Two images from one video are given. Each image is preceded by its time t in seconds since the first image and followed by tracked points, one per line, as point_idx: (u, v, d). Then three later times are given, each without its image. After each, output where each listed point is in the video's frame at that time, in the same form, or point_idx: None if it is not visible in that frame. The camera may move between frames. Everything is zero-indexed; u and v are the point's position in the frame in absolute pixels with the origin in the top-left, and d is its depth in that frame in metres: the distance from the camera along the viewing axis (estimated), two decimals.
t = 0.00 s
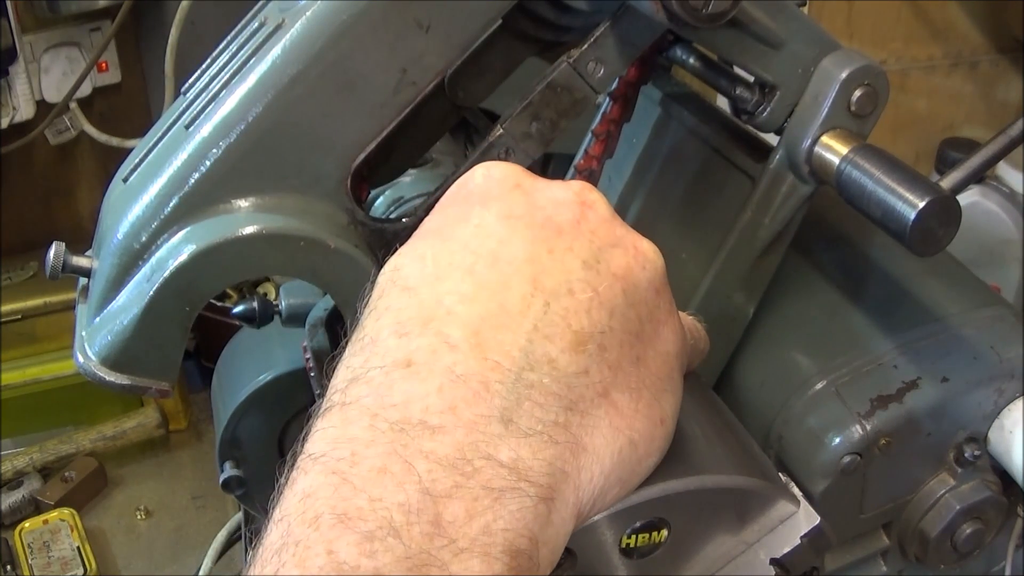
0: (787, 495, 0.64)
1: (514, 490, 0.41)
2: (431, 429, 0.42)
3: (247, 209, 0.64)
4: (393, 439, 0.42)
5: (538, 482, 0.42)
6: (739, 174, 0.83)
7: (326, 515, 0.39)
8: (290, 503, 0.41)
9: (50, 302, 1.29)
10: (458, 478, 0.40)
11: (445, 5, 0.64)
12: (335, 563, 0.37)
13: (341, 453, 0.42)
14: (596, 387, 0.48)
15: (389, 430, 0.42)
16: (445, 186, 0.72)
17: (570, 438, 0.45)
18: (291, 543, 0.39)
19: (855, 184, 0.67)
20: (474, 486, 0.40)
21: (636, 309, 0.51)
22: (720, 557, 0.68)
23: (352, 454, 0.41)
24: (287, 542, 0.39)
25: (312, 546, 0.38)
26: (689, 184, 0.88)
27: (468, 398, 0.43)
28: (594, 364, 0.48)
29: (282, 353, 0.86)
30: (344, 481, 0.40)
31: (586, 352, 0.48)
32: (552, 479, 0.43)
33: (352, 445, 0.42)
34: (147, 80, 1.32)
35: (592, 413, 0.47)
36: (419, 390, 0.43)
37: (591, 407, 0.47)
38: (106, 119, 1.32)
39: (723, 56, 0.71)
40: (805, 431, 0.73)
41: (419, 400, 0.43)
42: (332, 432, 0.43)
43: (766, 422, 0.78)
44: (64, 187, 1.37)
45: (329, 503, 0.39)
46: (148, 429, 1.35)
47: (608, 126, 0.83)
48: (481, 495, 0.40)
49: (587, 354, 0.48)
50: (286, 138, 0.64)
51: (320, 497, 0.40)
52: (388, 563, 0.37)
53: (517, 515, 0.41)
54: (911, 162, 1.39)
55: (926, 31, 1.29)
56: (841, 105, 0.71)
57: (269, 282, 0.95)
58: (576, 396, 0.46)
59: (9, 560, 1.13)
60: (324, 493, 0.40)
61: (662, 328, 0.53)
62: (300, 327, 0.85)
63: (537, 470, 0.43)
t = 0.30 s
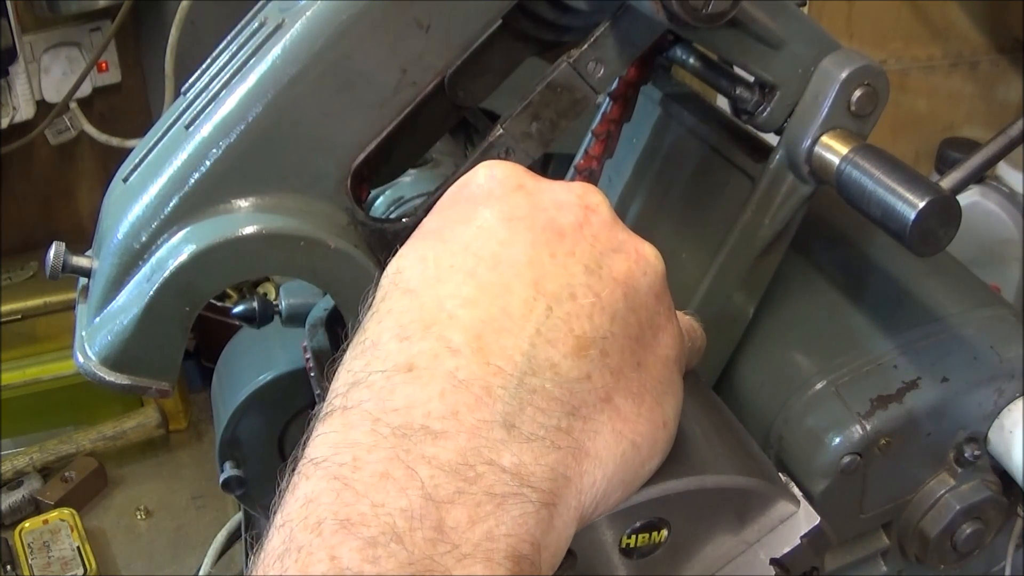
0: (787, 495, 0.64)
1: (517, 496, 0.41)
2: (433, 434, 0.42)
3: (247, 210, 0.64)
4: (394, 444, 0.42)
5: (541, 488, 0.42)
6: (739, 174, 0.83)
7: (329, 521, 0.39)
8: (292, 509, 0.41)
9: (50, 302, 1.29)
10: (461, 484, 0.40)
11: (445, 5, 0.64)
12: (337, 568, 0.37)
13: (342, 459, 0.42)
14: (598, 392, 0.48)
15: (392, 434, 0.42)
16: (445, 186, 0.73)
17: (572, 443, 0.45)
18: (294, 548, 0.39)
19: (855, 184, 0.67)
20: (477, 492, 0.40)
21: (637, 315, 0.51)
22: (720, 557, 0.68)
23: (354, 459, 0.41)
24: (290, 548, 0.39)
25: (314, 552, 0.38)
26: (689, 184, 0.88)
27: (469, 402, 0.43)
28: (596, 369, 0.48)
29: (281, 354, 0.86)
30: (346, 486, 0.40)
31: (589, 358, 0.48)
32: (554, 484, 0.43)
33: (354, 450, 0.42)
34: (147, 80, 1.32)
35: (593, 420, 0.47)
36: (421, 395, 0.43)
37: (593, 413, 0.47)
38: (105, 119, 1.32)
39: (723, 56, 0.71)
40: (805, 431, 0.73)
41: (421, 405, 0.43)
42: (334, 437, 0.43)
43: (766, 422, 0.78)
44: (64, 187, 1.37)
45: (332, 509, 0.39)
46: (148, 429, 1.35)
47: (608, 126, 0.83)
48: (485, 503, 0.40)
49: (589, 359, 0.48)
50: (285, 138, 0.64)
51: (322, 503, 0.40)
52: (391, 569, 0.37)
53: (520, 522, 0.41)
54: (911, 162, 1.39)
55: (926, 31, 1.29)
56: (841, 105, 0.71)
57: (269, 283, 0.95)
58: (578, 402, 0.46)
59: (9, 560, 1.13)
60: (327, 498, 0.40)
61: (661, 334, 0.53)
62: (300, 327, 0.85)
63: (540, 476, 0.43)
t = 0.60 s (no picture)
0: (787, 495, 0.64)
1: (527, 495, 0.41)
2: (446, 435, 0.42)
3: (247, 210, 0.64)
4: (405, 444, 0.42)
5: (554, 489, 0.42)
6: (739, 174, 0.83)
7: (341, 524, 0.39)
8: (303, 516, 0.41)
9: (49, 302, 1.29)
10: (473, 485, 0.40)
11: (445, 5, 0.64)
12: (351, 572, 0.37)
13: (352, 462, 0.42)
14: (607, 394, 0.48)
15: (403, 436, 0.42)
16: (445, 186, 0.72)
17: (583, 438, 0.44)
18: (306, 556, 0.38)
19: (855, 184, 0.67)
20: (491, 493, 0.40)
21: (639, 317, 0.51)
22: (720, 557, 0.67)
23: (366, 461, 0.41)
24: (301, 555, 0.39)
25: (327, 556, 0.38)
26: (689, 184, 0.88)
27: (482, 403, 0.43)
28: (605, 370, 0.48)
29: (281, 354, 0.85)
30: (358, 488, 0.40)
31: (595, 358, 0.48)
32: (565, 485, 0.43)
33: (362, 452, 0.42)
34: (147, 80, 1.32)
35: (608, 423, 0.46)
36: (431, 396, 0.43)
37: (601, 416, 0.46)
38: (105, 119, 1.32)
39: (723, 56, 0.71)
40: (805, 431, 0.73)
41: (432, 406, 0.43)
42: (344, 439, 0.43)
43: (766, 422, 0.78)
44: (64, 187, 1.37)
45: (344, 515, 0.39)
46: (148, 429, 1.35)
47: (608, 126, 0.83)
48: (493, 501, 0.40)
49: (598, 360, 0.48)
50: (285, 138, 0.64)
51: (334, 506, 0.40)
52: (407, 573, 0.37)
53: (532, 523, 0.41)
54: (911, 162, 1.39)
55: (926, 31, 1.29)
56: (841, 105, 0.71)
57: (269, 283, 0.95)
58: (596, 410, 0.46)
59: (9, 560, 1.13)
60: (339, 501, 0.40)
61: (664, 335, 0.53)
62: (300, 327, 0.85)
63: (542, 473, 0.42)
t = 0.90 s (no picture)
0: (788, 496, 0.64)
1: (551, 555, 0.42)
2: (476, 492, 0.41)
3: (247, 210, 0.64)
4: (427, 515, 0.41)
5: (579, 545, 0.43)
6: (739, 174, 0.83)
7: None
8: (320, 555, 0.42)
9: (50, 302, 1.29)
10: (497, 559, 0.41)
11: (444, 4, 0.64)
12: None
13: (374, 517, 0.41)
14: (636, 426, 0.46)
15: (429, 490, 0.41)
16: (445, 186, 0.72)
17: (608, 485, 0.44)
18: None
19: (855, 184, 0.67)
20: (519, 554, 0.41)
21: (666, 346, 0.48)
22: (720, 557, 0.67)
23: (392, 515, 0.41)
24: None
25: None
26: (689, 184, 0.88)
27: (511, 459, 0.41)
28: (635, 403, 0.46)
29: (281, 354, 0.85)
30: (385, 546, 0.40)
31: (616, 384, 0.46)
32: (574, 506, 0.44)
33: (385, 511, 0.41)
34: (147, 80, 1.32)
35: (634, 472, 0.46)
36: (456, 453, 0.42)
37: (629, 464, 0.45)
38: (105, 119, 1.32)
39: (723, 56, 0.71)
40: (805, 432, 0.72)
41: (457, 465, 0.41)
42: (364, 488, 0.42)
43: (765, 422, 0.78)
44: (64, 187, 1.37)
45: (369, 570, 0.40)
46: (148, 429, 1.35)
47: (608, 126, 0.83)
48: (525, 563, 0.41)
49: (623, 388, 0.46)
50: (285, 138, 0.64)
51: (360, 562, 0.40)
52: None
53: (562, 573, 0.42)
54: (911, 162, 1.39)
55: (927, 30, 1.29)
56: (841, 105, 0.71)
57: (269, 283, 0.95)
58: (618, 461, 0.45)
59: (9, 560, 1.13)
60: (366, 557, 0.40)
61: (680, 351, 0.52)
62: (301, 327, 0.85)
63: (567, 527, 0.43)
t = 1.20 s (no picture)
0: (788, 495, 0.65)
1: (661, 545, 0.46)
2: (579, 462, 0.44)
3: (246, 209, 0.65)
4: (559, 501, 0.43)
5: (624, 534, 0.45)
6: (739, 174, 0.83)
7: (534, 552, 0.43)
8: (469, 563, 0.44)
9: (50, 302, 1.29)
10: (629, 530, 0.44)
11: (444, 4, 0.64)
12: None
13: (510, 518, 0.43)
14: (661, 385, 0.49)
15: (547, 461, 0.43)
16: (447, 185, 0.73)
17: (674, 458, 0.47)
18: None
19: (855, 184, 0.67)
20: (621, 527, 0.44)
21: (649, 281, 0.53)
22: (719, 558, 0.66)
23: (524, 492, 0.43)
24: None
25: None
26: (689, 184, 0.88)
27: (604, 430, 0.44)
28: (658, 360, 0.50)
29: (280, 353, 0.85)
30: (541, 523, 0.43)
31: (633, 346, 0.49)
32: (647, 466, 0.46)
33: (520, 510, 0.43)
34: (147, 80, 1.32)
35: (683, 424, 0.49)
36: (568, 433, 0.43)
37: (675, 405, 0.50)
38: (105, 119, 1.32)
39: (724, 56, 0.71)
40: (805, 431, 0.72)
41: (574, 444, 0.43)
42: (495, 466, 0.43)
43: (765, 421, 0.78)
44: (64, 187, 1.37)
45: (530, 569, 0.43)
46: (148, 429, 1.35)
47: (608, 126, 0.84)
48: (642, 560, 0.45)
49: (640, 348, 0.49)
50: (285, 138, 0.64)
51: (523, 537, 0.43)
52: None
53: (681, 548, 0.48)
54: (911, 162, 1.39)
55: (927, 31, 1.29)
56: (841, 105, 0.71)
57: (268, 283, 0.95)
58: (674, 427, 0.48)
59: (9, 560, 1.13)
60: (529, 535, 0.43)
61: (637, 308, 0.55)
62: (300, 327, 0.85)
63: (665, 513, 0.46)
